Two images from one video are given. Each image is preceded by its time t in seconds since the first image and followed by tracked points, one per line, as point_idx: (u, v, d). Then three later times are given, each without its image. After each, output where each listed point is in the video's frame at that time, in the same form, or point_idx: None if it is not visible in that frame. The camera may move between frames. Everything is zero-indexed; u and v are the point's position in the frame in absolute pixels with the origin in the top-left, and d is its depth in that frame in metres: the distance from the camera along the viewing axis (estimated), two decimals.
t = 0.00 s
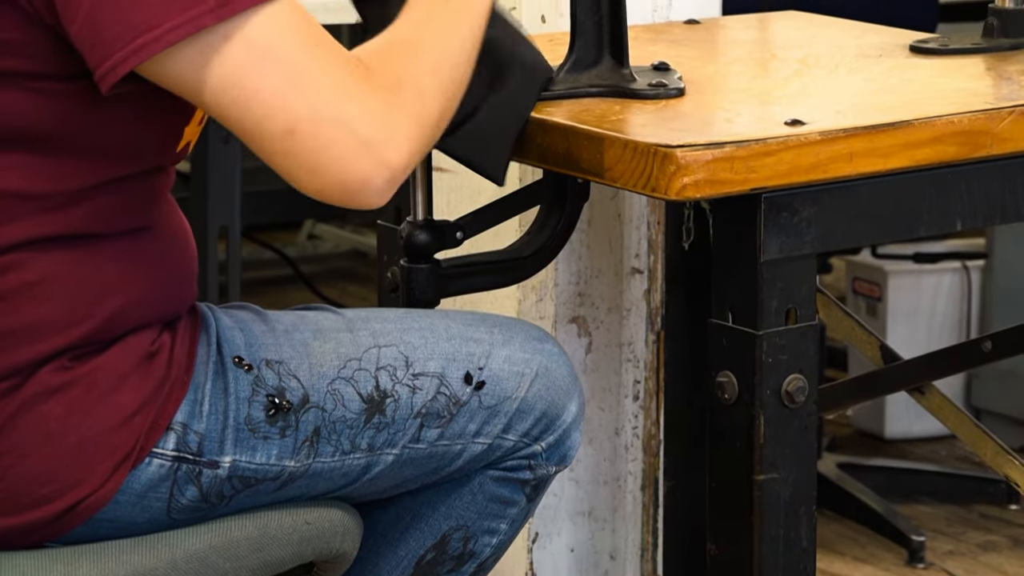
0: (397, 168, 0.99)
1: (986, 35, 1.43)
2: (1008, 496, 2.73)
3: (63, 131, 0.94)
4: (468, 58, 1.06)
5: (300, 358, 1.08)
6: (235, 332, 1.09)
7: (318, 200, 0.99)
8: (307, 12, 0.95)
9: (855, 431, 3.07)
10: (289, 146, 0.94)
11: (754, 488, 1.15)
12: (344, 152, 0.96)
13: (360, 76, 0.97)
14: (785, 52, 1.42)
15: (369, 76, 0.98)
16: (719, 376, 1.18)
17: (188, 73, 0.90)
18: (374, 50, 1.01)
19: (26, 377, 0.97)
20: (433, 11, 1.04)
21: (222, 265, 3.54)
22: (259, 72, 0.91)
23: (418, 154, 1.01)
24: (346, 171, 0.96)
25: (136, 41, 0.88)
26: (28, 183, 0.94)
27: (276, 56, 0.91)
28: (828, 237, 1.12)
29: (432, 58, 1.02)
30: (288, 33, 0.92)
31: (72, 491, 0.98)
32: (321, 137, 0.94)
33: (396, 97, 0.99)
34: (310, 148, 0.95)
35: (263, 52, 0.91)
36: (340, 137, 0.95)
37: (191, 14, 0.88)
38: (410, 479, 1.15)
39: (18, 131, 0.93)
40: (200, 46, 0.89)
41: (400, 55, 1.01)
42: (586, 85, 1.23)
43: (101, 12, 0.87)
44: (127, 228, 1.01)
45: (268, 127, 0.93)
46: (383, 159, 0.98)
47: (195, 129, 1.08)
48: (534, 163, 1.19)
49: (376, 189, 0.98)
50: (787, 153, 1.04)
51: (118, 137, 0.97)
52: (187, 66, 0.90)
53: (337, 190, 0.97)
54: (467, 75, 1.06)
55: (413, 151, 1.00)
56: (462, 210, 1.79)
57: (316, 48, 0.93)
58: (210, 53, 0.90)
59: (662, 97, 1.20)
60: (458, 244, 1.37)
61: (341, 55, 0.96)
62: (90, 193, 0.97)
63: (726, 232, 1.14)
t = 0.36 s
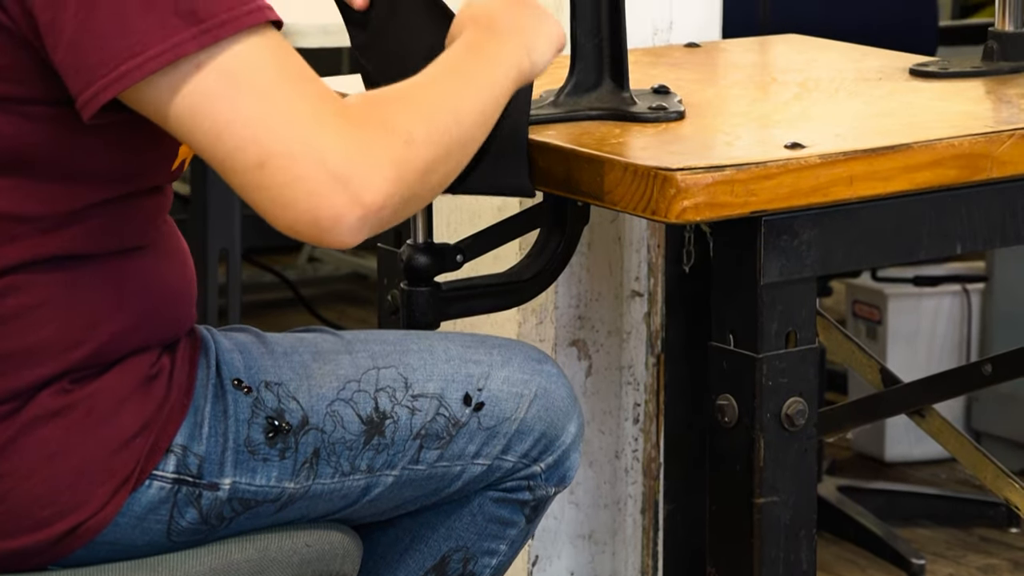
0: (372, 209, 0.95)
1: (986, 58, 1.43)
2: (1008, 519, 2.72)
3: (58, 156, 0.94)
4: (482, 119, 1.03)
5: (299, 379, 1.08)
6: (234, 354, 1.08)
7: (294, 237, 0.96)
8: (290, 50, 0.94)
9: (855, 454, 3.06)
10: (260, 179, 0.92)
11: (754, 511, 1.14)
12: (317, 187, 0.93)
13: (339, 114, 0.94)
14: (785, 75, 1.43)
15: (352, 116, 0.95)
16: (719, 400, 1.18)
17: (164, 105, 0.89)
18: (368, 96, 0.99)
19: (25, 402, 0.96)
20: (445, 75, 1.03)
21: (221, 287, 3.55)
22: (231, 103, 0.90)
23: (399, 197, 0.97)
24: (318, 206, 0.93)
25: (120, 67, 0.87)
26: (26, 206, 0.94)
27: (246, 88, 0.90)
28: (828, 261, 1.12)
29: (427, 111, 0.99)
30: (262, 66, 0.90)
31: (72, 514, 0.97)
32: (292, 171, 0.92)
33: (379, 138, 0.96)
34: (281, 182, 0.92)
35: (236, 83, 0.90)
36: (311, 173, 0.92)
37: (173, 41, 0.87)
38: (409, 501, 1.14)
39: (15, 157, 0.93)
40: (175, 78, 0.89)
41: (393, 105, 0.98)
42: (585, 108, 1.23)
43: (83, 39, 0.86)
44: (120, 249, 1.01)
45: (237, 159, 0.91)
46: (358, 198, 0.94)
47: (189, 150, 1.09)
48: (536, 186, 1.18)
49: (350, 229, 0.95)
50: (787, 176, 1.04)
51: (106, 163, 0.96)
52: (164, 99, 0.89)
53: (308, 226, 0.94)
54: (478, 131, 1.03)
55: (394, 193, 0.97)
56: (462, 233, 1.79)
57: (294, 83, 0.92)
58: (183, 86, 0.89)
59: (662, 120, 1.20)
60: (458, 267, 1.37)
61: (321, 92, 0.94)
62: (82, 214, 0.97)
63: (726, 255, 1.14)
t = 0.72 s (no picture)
0: (279, 294, 0.93)
1: (986, 80, 1.43)
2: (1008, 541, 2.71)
3: (47, 181, 0.94)
4: (427, 224, 1.00)
5: (299, 403, 1.08)
6: (234, 377, 1.08)
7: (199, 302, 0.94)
8: (243, 120, 0.92)
9: (855, 475, 3.05)
10: (178, 245, 0.90)
11: (754, 533, 1.15)
12: (230, 263, 0.91)
13: (272, 191, 0.92)
14: (785, 97, 1.43)
15: (286, 195, 0.93)
16: (719, 421, 1.17)
17: (104, 151, 0.89)
18: (310, 176, 0.97)
19: (23, 425, 0.96)
20: (403, 169, 1.00)
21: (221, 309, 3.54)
22: (166, 162, 0.88)
23: (310, 284, 0.95)
24: (224, 279, 0.91)
25: (90, 96, 0.86)
26: (21, 231, 0.94)
27: (184, 150, 0.89)
28: (828, 282, 1.12)
29: (361, 199, 0.97)
30: (205, 135, 0.89)
31: (72, 538, 0.97)
32: (208, 240, 0.90)
33: (305, 224, 0.94)
34: (196, 251, 0.90)
35: (174, 143, 0.88)
36: (227, 248, 0.91)
37: (141, 71, 0.87)
38: (408, 524, 1.14)
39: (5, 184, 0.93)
40: (118, 128, 0.88)
41: (330, 190, 0.96)
42: (585, 130, 1.23)
43: (56, 68, 0.86)
44: (120, 271, 1.00)
45: (157, 217, 0.89)
46: (266, 279, 0.92)
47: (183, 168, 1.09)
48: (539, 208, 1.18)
49: (253, 308, 0.93)
50: (787, 198, 1.05)
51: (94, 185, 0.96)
52: (106, 147, 0.88)
53: (214, 295, 0.92)
54: (422, 230, 1.00)
55: (304, 281, 0.94)
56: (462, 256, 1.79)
57: (233, 152, 0.90)
58: (123, 140, 0.88)
59: (662, 141, 1.20)
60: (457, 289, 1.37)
61: (261, 168, 0.92)
62: (75, 237, 0.97)
63: (726, 278, 1.14)
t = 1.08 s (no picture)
0: (347, 281, 0.99)
1: (986, 101, 1.43)
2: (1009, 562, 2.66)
3: (55, 207, 0.94)
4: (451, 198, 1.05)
5: (300, 421, 1.08)
6: (237, 397, 1.08)
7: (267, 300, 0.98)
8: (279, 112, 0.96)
9: (854, 496, 3.04)
10: (249, 246, 0.94)
11: (754, 553, 1.14)
12: (302, 259, 0.96)
13: (325, 183, 0.97)
14: (784, 118, 1.43)
15: (336, 184, 0.98)
16: (719, 442, 1.17)
17: (159, 165, 0.91)
18: (337, 159, 1.02)
19: (27, 450, 0.96)
20: (387, 133, 1.05)
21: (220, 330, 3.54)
22: (227, 170, 0.92)
23: (369, 266, 1.01)
24: (300, 276, 0.96)
25: (123, 121, 0.88)
26: (30, 256, 0.94)
27: (245, 153, 0.92)
28: (828, 302, 1.12)
29: (392, 174, 1.03)
30: (258, 133, 0.93)
31: (79, 559, 0.96)
32: (282, 238, 0.94)
33: (358, 209, 0.99)
34: (268, 250, 0.94)
35: (231, 150, 0.92)
36: (299, 245, 0.95)
37: (181, 96, 0.89)
38: (409, 541, 1.14)
39: (15, 208, 0.93)
40: (179, 141, 0.90)
41: (366, 169, 1.02)
42: (585, 151, 1.23)
43: (87, 95, 0.88)
44: (126, 297, 1.00)
45: (230, 225, 0.93)
46: (336, 269, 0.97)
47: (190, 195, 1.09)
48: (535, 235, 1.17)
49: (324, 297, 0.98)
50: (784, 218, 1.04)
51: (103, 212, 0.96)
52: (164, 160, 0.91)
53: (289, 291, 0.97)
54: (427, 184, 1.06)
55: (363, 264, 1.00)
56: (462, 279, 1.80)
57: (285, 151, 0.94)
58: (187, 150, 0.91)
59: (662, 162, 1.20)
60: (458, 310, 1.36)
61: (309, 162, 0.96)
62: (82, 267, 0.97)
63: (724, 300, 1.14)
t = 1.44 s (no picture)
0: (310, 344, 0.97)
1: (985, 119, 1.44)
2: None
3: (68, 231, 0.94)
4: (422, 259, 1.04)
5: (301, 438, 1.08)
6: (237, 414, 1.08)
7: (226, 350, 0.97)
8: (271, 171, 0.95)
9: (854, 514, 3.04)
10: (215, 293, 0.92)
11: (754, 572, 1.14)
12: (264, 314, 0.94)
13: (304, 242, 0.96)
14: (784, 136, 1.43)
15: (316, 246, 0.97)
16: (719, 460, 1.17)
17: (143, 197, 0.90)
18: (322, 225, 1.00)
19: (29, 467, 0.96)
20: (379, 213, 1.03)
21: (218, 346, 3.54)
22: (202, 212, 0.91)
23: (335, 334, 0.99)
24: (261, 330, 0.94)
25: (130, 146, 0.88)
26: (34, 277, 0.94)
27: (223, 199, 0.91)
28: (828, 321, 1.12)
29: (372, 252, 1.00)
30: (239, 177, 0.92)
31: None
32: (248, 288, 0.93)
33: (332, 274, 0.97)
34: (234, 299, 0.93)
35: (210, 190, 0.91)
36: (264, 299, 0.93)
37: (186, 121, 0.89)
38: (410, 560, 1.13)
39: (23, 230, 0.93)
40: (158, 177, 0.90)
41: (347, 242, 0.99)
42: (584, 168, 1.23)
43: (97, 116, 0.88)
44: (129, 320, 0.99)
45: (198, 268, 0.92)
46: (298, 329, 0.96)
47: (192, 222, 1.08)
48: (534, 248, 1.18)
49: (284, 356, 0.96)
50: (784, 237, 1.05)
51: (117, 239, 0.96)
52: (150, 194, 0.90)
53: (246, 342, 0.95)
54: (420, 265, 1.04)
55: (328, 330, 0.98)
56: (462, 295, 1.83)
57: (265, 203, 0.93)
58: (168, 188, 0.90)
59: (662, 180, 1.20)
60: (457, 326, 1.35)
61: (291, 219, 0.95)
62: (90, 288, 0.96)
63: (725, 318, 1.14)
